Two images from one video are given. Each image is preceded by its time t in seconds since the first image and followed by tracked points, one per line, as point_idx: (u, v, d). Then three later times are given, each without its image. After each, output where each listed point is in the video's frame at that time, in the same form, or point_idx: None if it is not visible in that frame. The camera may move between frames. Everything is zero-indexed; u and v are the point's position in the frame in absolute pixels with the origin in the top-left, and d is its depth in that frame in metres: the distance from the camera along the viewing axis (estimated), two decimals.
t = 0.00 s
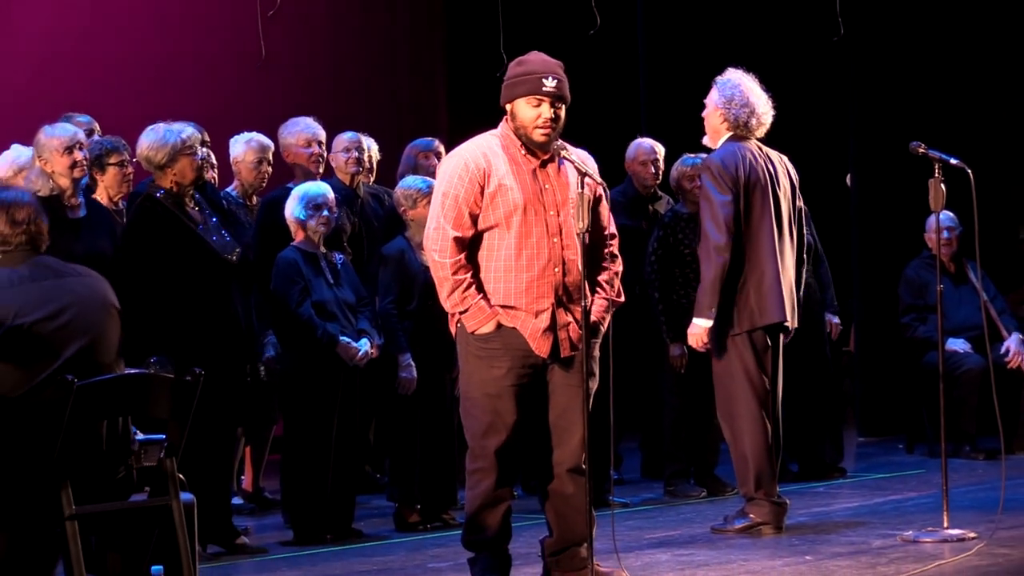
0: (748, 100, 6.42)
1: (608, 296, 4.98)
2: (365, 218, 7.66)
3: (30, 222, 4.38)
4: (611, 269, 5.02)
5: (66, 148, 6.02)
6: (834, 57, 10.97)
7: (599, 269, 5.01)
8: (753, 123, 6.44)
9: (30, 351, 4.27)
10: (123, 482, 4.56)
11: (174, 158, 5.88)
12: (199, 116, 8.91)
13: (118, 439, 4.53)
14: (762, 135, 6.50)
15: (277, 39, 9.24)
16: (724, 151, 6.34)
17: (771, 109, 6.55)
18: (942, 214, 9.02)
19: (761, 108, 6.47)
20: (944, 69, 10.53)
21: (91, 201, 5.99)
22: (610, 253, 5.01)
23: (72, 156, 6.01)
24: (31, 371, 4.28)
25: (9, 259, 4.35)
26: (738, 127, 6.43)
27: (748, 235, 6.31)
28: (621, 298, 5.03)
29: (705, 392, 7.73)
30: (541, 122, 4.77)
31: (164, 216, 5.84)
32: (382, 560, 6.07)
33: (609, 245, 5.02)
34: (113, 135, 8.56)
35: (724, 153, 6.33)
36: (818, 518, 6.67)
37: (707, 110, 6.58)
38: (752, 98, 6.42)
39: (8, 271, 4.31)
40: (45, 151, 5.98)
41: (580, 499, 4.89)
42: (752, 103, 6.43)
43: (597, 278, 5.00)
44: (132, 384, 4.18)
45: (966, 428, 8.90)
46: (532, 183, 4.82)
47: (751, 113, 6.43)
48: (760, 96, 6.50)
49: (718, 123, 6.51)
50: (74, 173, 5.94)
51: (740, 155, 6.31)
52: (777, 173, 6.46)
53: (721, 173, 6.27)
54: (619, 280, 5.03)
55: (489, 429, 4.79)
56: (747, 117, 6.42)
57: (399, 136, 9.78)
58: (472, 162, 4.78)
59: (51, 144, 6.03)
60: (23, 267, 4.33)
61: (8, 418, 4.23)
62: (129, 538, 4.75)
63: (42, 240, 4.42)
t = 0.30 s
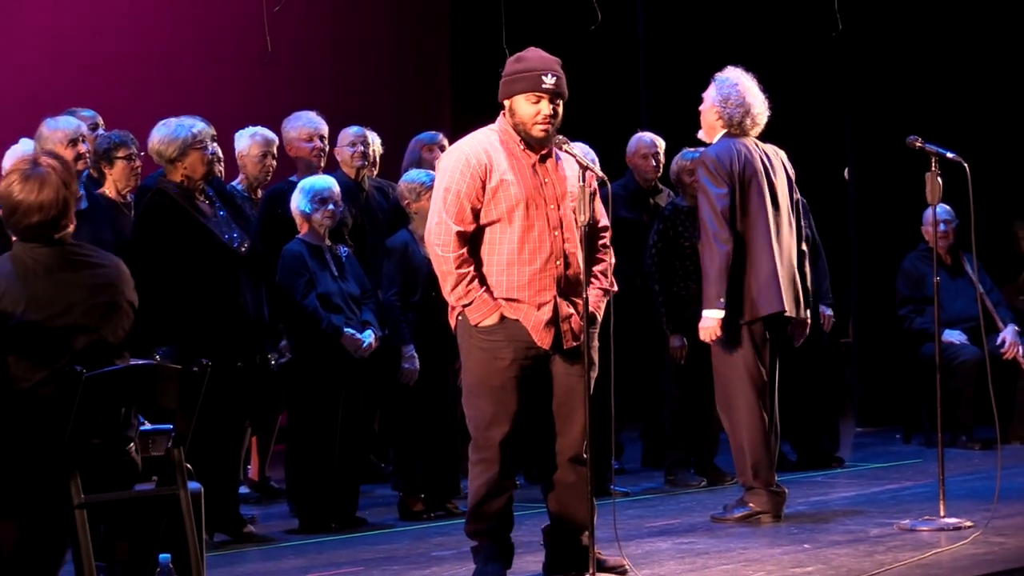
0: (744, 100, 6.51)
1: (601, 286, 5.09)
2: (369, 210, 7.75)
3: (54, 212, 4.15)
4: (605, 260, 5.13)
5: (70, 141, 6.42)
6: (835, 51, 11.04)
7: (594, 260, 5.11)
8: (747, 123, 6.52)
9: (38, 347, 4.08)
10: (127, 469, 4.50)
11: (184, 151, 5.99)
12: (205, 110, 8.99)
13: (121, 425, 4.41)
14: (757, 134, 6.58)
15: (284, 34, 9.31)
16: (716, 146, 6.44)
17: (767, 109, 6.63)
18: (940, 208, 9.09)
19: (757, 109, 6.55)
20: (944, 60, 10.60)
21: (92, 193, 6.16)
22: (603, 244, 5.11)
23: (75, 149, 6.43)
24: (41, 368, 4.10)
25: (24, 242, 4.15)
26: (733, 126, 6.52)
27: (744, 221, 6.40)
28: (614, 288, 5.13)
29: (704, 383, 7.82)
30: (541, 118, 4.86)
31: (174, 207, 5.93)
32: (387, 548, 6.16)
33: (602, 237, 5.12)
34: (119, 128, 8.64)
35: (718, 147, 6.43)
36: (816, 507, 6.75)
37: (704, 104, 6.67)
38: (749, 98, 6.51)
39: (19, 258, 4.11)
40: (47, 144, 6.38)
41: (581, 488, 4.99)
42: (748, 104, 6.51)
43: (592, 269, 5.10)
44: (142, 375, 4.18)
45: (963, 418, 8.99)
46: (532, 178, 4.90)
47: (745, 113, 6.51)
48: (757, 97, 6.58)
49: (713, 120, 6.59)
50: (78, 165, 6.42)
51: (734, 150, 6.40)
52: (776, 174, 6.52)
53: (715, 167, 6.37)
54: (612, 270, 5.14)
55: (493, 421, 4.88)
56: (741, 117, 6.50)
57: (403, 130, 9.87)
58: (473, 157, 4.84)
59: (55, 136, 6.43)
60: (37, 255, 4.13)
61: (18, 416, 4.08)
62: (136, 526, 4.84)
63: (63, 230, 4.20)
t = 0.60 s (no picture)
0: (758, 97, 6.56)
1: (602, 282, 5.19)
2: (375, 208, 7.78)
3: (66, 210, 4.29)
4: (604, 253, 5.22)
5: (76, 137, 6.39)
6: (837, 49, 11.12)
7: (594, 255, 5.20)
8: (760, 121, 6.58)
9: (46, 343, 4.23)
10: (135, 463, 4.57)
11: (194, 150, 6.07)
12: (211, 108, 9.08)
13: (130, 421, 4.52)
14: (768, 132, 6.64)
15: (290, 34, 9.39)
16: (728, 142, 6.52)
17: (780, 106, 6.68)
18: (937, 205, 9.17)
19: (771, 106, 6.60)
20: (944, 59, 10.67)
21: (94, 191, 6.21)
22: (603, 238, 5.20)
23: (81, 146, 6.38)
24: (52, 364, 4.24)
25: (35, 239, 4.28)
26: (744, 123, 6.58)
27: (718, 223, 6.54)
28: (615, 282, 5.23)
29: (705, 378, 7.90)
30: (536, 119, 4.95)
31: (188, 206, 6.04)
32: (392, 541, 6.25)
33: (602, 231, 5.20)
34: (126, 127, 8.73)
35: (723, 143, 6.51)
36: (815, 501, 6.84)
37: (717, 99, 6.72)
38: (762, 96, 6.56)
39: (29, 254, 4.24)
40: (53, 139, 6.34)
41: (584, 483, 5.08)
42: (762, 101, 6.57)
43: (593, 264, 5.20)
44: (148, 371, 4.24)
45: (959, 412, 9.08)
46: (533, 178, 4.98)
47: (759, 111, 6.56)
48: (771, 95, 6.63)
49: (726, 114, 6.65)
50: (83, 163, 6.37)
51: (735, 149, 6.48)
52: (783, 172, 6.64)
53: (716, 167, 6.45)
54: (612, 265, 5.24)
55: (499, 416, 4.96)
56: (754, 115, 6.56)
57: (407, 129, 9.95)
58: (473, 161, 4.92)
59: (60, 132, 6.39)
60: (47, 252, 4.26)
61: (31, 409, 4.23)
62: (145, 520, 4.84)
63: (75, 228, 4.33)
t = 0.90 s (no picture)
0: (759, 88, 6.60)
1: (605, 272, 5.27)
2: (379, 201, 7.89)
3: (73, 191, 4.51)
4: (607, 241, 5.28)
5: (80, 130, 6.38)
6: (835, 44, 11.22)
7: (597, 246, 5.27)
8: (763, 111, 6.62)
9: (50, 332, 4.36)
10: (141, 453, 4.68)
11: (204, 144, 6.16)
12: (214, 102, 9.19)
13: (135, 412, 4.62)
14: (772, 121, 6.68)
15: (294, 30, 9.49)
16: (729, 120, 6.61)
17: (780, 97, 6.73)
18: (931, 198, 9.26)
19: (771, 96, 6.64)
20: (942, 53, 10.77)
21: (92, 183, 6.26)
22: (606, 228, 5.25)
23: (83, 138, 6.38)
24: (54, 353, 4.38)
25: (40, 228, 4.43)
26: (749, 114, 6.61)
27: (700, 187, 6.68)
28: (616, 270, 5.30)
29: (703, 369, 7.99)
30: (512, 117, 5.01)
31: (192, 193, 6.12)
32: (393, 530, 6.34)
33: (604, 220, 5.26)
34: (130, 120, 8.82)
35: (727, 122, 6.59)
36: (811, 490, 6.93)
37: (718, 94, 6.77)
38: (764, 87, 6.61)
39: (31, 245, 4.40)
40: (56, 132, 6.32)
41: (584, 473, 5.19)
42: (764, 91, 6.61)
43: (596, 255, 5.27)
44: (154, 361, 4.31)
45: (952, 402, 9.18)
46: (528, 173, 5.06)
47: (762, 100, 6.60)
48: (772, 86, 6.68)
49: (729, 108, 6.70)
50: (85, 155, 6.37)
51: (736, 130, 6.56)
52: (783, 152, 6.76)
53: (716, 143, 6.55)
54: (616, 254, 5.30)
55: (501, 405, 5.09)
56: (758, 104, 6.60)
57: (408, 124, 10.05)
58: (466, 161, 5.00)
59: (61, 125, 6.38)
60: (49, 241, 4.41)
61: (37, 397, 4.38)
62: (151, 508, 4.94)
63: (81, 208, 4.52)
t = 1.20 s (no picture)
0: (747, 87, 6.70)
1: (601, 264, 5.31)
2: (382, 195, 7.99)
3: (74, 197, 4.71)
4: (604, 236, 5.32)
5: (87, 125, 6.44)
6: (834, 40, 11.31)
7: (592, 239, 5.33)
8: (746, 110, 6.71)
9: (50, 322, 4.45)
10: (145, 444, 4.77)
11: (215, 140, 6.27)
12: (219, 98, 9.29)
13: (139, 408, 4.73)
14: (759, 123, 6.77)
15: (297, 27, 9.59)
16: (725, 136, 6.67)
17: (773, 101, 6.80)
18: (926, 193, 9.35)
19: (759, 97, 6.72)
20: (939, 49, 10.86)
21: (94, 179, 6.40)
22: (602, 219, 5.32)
23: (90, 133, 6.43)
24: (55, 343, 4.47)
25: (44, 224, 4.58)
26: (732, 112, 6.72)
27: (708, 206, 6.69)
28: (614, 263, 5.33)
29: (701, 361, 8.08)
30: (489, 111, 5.07)
31: (203, 186, 6.24)
32: (395, 520, 6.44)
33: (600, 211, 5.32)
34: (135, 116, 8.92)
35: (721, 137, 6.66)
36: (807, 481, 7.03)
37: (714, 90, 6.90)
38: (753, 87, 6.71)
39: (29, 239, 4.52)
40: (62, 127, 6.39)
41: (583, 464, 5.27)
42: (750, 92, 6.70)
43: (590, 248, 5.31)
44: (159, 353, 4.36)
45: (946, 394, 9.29)
46: (513, 170, 5.15)
47: (746, 100, 6.70)
48: (764, 85, 6.77)
49: (718, 104, 6.82)
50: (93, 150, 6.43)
51: (734, 143, 6.64)
52: (777, 168, 6.85)
53: (710, 161, 6.60)
54: (612, 246, 5.34)
55: (495, 399, 5.20)
56: (740, 103, 6.70)
57: (410, 119, 10.15)
58: (450, 161, 5.14)
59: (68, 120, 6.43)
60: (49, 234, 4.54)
61: (39, 385, 4.46)
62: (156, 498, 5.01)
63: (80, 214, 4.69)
